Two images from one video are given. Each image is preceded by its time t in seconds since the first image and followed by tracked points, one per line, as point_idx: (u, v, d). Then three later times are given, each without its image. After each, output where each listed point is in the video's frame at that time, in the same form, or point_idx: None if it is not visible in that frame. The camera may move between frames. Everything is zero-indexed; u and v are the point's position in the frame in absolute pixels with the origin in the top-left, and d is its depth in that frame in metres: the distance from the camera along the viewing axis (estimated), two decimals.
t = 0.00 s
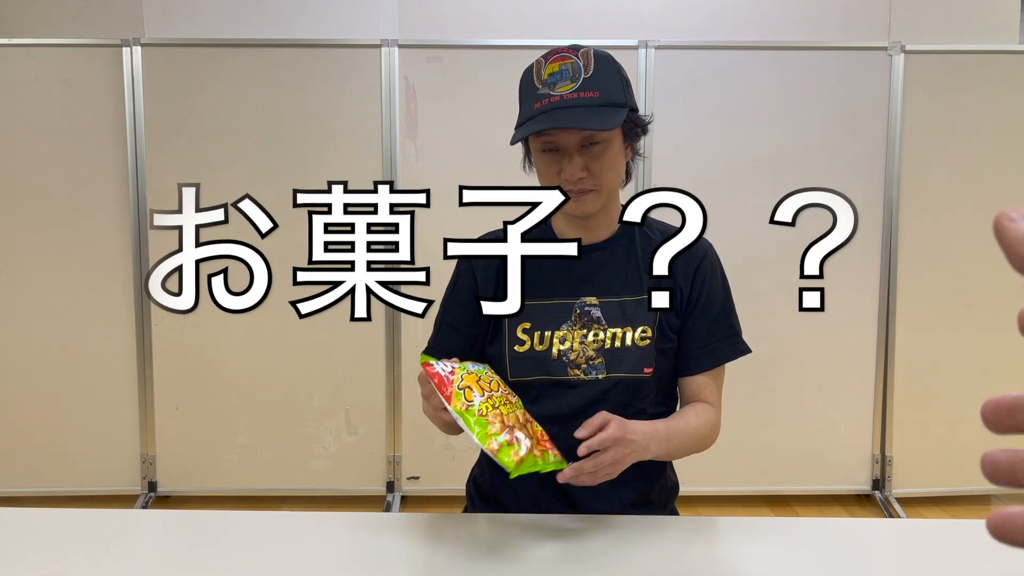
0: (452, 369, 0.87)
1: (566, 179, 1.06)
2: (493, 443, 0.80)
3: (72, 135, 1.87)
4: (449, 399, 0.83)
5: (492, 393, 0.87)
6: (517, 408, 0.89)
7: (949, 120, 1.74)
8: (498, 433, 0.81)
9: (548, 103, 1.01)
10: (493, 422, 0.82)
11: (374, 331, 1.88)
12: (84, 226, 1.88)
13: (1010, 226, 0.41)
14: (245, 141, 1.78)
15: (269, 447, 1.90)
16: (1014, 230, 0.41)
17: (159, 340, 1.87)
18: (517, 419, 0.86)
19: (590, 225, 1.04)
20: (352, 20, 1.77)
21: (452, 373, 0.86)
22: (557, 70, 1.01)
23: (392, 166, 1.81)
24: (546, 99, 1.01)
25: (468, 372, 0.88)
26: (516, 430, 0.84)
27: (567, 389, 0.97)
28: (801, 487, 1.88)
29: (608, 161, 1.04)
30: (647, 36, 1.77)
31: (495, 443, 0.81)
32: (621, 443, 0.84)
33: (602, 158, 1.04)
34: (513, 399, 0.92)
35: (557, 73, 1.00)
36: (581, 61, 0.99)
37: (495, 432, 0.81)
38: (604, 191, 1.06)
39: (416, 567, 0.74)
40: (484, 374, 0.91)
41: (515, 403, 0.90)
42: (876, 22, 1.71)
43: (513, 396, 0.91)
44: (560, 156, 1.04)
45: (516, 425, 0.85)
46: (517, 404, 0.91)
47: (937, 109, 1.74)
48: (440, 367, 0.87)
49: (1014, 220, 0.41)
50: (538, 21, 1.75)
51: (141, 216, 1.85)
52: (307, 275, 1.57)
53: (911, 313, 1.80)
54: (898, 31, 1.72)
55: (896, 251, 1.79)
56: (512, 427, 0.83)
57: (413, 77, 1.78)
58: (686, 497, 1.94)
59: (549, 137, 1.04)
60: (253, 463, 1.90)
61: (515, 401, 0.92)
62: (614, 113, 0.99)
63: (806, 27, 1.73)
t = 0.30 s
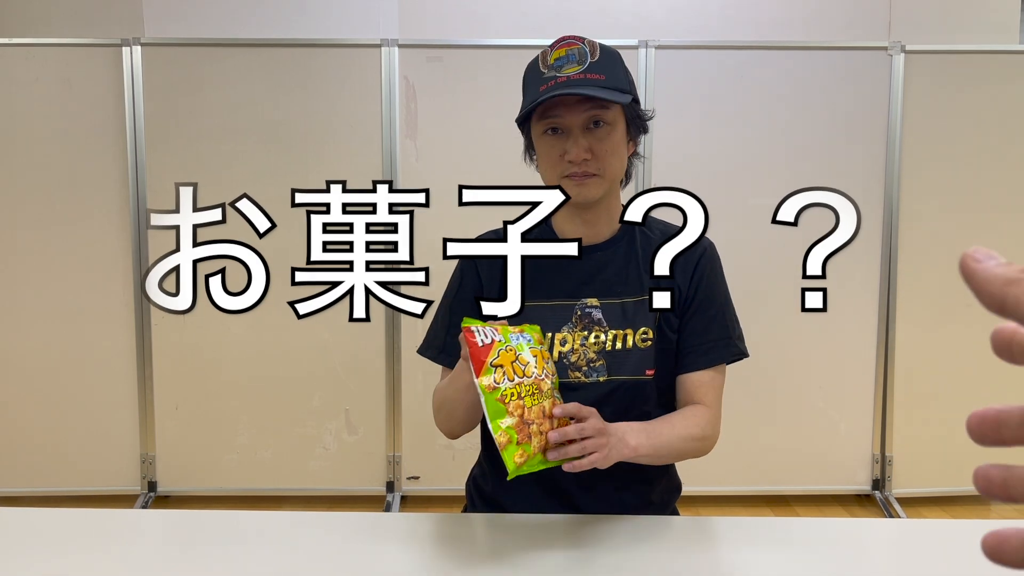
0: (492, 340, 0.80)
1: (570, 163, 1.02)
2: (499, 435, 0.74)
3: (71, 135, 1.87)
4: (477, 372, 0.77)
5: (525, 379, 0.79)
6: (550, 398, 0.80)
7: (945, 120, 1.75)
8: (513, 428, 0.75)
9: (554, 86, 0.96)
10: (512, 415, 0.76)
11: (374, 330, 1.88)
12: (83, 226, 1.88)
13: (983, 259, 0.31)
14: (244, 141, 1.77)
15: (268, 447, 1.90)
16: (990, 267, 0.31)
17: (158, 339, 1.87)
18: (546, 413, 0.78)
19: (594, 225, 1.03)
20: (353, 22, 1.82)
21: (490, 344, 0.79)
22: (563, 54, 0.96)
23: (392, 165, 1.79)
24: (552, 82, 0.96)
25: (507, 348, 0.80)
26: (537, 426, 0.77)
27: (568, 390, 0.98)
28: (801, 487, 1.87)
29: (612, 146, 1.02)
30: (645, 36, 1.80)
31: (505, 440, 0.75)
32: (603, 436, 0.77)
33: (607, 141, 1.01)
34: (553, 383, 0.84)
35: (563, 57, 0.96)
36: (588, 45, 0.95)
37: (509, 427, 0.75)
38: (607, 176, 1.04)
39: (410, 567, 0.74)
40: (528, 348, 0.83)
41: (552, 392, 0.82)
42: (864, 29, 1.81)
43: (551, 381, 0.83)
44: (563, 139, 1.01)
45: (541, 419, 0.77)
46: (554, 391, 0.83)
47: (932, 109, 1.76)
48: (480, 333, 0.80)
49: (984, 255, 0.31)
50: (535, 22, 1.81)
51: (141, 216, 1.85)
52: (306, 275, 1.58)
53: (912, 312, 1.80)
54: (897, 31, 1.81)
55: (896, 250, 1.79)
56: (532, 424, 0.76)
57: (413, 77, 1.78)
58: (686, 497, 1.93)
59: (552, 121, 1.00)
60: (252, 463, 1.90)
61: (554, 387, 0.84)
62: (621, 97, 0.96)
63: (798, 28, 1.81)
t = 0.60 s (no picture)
0: (528, 329, 0.81)
1: (578, 158, 1.01)
2: (538, 430, 0.76)
3: (72, 134, 1.87)
4: (512, 364, 0.79)
5: (564, 371, 0.79)
6: (595, 388, 0.80)
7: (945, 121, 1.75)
8: (551, 421, 0.77)
9: (563, 79, 0.96)
10: (550, 408, 0.77)
11: (374, 331, 1.88)
12: (83, 226, 1.87)
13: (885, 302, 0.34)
14: (244, 141, 1.77)
15: (269, 447, 1.89)
16: (892, 310, 0.33)
17: (158, 340, 1.87)
18: (588, 406, 0.78)
19: (599, 225, 1.03)
20: (353, 22, 1.82)
21: (525, 333, 0.81)
22: (572, 49, 0.96)
23: (392, 165, 1.80)
24: (561, 76, 0.96)
25: (545, 338, 0.81)
26: (577, 419, 0.77)
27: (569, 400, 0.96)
28: (801, 487, 1.88)
29: (621, 142, 1.00)
30: (645, 36, 1.81)
31: (543, 434, 0.76)
32: (656, 435, 0.79)
33: (615, 138, 1.00)
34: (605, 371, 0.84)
35: (572, 52, 0.96)
36: (597, 40, 0.96)
37: (546, 421, 0.77)
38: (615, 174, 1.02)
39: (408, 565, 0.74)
40: (570, 336, 0.83)
41: (598, 379, 0.81)
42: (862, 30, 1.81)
43: (599, 368, 0.82)
44: (571, 134, 1.00)
45: (582, 412, 0.78)
46: (603, 380, 0.82)
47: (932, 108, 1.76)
48: (516, 322, 0.82)
49: (884, 306, 0.33)
50: (535, 22, 1.81)
51: (142, 216, 1.85)
52: (302, 275, 1.55)
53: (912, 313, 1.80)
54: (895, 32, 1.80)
55: (897, 250, 1.78)
56: (570, 417, 0.77)
57: (413, 77, 1.78)
58: (686, 497, 1.94)
59: (561, 116, 0.99)
60: (253, 463, 1.90)
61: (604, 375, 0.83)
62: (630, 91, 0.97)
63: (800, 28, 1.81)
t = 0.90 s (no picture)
0: (559, 349, 0.64)
1: (595, 158, 1.04)
2: (584, 480, 0.60)
3: (72, 134, 1.87)
4: (544, 401, 0.62)
5: (611, 399, 0.62)
6: (655, 431, 0.61)
7: (944, 120, 1.76)
8: (602, 473, 0.60)
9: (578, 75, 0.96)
10: (597, 455, 0.60)
11: (374, 332, 1.86)
12: (83, 226, 1.87)
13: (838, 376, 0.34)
14: (245, 141, 1.77)
15: (268, 446, 1.90)
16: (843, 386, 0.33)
17: (158, 340, 1.86)
18: (650, 450, 0.61)
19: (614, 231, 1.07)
20: (353, 22, 1.82)
21: (554, 356, 0.63)
22: (587, 46, 0.97)
23: (392, 164, 1.78)
24: (576, 73, 0.97)
25: (583, 359, 0.63)
26: (632, 468, 0.60)
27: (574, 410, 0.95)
28: (802, 487, 1.87)
29: (639, 143, 1.04)
30: (647, 36, 1.81)
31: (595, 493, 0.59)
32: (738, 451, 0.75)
33: (633, 138, 1.04)
34: (665, 400, 0.64)
35: (587, 49, 0.97)
36: (612, 39, 0.97)
37: (594, 475, 0.59)
38: (632, 175, 1.06)
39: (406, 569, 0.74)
40: (617, 353, 0.65)
41: (658, 416, 0.62)
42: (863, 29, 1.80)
43: (656, 398, 0.63)
44: (586, 135, 1.04)
45: (639, 459, 0.60)
46: (666, 415, 0.63)
47: (930, 110, 1.76)
48: (541, 340, 0.64)
49: (839, 386, 0.33)
50: (537, 22, 1.81)
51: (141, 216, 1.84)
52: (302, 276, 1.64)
53: (913, 313, 1.80)
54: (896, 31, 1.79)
55: (897, 249, 1.78)
56: (623, 468, 0.60)
57: (414, 77, 1.77)
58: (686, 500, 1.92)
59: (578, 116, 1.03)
60: (252, 463, 1.90)
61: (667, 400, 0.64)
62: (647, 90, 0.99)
63: (799, 29, 1.81)
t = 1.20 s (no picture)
0: (598, 442, 0.52)
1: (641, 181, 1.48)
2: None
3: (70, 133, 1.86)
4: (578, 501, 0.53)
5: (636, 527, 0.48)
6: None
7: (943, 121, 1.77)
8: None
9: (634, 99, 1.46)
10: None
11: (373, 333, 1.84)
12: (83, 226, 1.86)
13: (833, 437, 0.42)
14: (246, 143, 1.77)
15: (269, 445, 1.90)
16: (834, 447, 0.41)
17: (158, 340, 1.86)
18: None
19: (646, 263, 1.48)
20: (354, 22, 1.82)
21: (592, 447, 0.52)
22: (639, 72, 1.47)
23: (391, 163, 1.77)
24: (619, 97, 1.47)
25: (621, 464, 0.51)
26: None
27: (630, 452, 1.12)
28: (804, 488, 1.86)
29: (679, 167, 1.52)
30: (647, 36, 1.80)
31: None
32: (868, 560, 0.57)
33: (673, 164, 1.50)
34: (718, 542, 0.48)
35: (640, 75, 1.47)
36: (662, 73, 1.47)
37: None
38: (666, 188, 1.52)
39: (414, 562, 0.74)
40: (674, 456, 0.50)
41: (698, 567, 0.47)
42: (865, 26, 1.78)
43: (703, 538, 0.48)
44: (641, 155, 1.46)
45: None
46: (712, 564, 0.47)
47: (929, 112, 1.77)
48: (585, 421, 0.54)
49: (827, 446, 0.41)
50: (538, 22, 1.81)
51: (141, 215, 1.83)
52: (303, 275, 1.77)
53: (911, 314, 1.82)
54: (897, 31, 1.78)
55: (897, 249, 1.79)
56: None
57: (414, 77, 1.75)
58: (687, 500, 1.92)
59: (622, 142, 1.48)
60: (253, 462, 1.91)
61: (721, 543, 0.48)
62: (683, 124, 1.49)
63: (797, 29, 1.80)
